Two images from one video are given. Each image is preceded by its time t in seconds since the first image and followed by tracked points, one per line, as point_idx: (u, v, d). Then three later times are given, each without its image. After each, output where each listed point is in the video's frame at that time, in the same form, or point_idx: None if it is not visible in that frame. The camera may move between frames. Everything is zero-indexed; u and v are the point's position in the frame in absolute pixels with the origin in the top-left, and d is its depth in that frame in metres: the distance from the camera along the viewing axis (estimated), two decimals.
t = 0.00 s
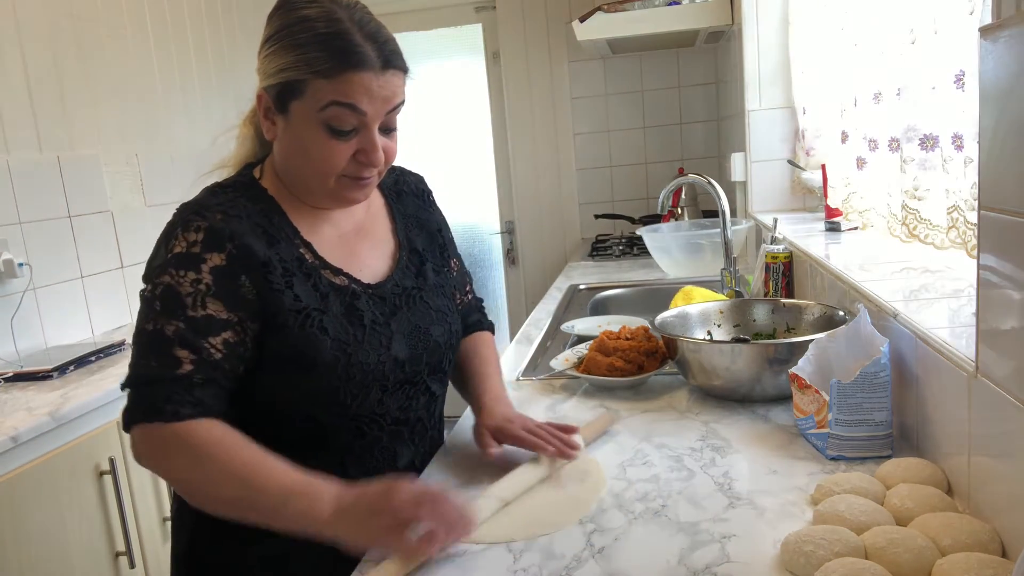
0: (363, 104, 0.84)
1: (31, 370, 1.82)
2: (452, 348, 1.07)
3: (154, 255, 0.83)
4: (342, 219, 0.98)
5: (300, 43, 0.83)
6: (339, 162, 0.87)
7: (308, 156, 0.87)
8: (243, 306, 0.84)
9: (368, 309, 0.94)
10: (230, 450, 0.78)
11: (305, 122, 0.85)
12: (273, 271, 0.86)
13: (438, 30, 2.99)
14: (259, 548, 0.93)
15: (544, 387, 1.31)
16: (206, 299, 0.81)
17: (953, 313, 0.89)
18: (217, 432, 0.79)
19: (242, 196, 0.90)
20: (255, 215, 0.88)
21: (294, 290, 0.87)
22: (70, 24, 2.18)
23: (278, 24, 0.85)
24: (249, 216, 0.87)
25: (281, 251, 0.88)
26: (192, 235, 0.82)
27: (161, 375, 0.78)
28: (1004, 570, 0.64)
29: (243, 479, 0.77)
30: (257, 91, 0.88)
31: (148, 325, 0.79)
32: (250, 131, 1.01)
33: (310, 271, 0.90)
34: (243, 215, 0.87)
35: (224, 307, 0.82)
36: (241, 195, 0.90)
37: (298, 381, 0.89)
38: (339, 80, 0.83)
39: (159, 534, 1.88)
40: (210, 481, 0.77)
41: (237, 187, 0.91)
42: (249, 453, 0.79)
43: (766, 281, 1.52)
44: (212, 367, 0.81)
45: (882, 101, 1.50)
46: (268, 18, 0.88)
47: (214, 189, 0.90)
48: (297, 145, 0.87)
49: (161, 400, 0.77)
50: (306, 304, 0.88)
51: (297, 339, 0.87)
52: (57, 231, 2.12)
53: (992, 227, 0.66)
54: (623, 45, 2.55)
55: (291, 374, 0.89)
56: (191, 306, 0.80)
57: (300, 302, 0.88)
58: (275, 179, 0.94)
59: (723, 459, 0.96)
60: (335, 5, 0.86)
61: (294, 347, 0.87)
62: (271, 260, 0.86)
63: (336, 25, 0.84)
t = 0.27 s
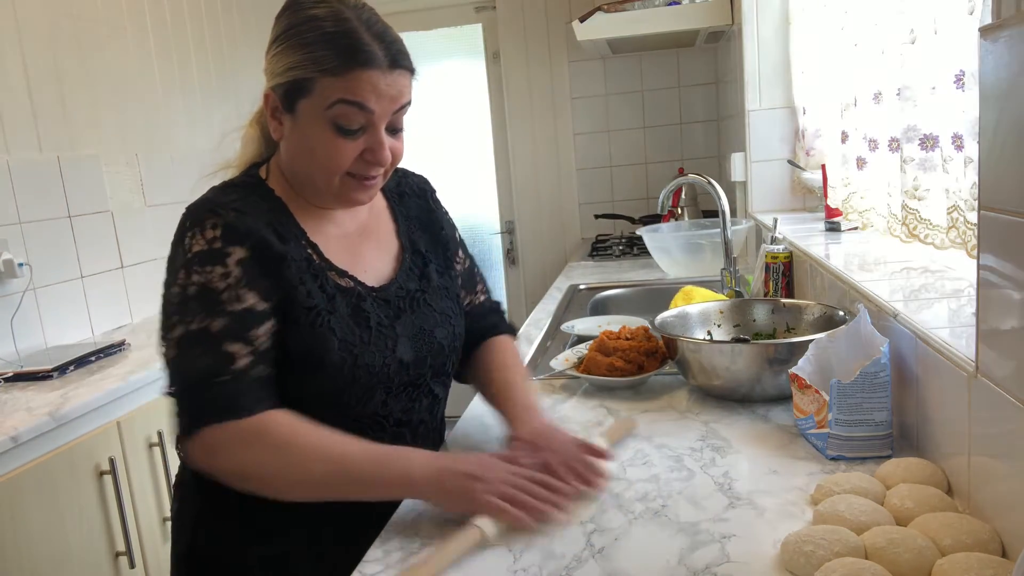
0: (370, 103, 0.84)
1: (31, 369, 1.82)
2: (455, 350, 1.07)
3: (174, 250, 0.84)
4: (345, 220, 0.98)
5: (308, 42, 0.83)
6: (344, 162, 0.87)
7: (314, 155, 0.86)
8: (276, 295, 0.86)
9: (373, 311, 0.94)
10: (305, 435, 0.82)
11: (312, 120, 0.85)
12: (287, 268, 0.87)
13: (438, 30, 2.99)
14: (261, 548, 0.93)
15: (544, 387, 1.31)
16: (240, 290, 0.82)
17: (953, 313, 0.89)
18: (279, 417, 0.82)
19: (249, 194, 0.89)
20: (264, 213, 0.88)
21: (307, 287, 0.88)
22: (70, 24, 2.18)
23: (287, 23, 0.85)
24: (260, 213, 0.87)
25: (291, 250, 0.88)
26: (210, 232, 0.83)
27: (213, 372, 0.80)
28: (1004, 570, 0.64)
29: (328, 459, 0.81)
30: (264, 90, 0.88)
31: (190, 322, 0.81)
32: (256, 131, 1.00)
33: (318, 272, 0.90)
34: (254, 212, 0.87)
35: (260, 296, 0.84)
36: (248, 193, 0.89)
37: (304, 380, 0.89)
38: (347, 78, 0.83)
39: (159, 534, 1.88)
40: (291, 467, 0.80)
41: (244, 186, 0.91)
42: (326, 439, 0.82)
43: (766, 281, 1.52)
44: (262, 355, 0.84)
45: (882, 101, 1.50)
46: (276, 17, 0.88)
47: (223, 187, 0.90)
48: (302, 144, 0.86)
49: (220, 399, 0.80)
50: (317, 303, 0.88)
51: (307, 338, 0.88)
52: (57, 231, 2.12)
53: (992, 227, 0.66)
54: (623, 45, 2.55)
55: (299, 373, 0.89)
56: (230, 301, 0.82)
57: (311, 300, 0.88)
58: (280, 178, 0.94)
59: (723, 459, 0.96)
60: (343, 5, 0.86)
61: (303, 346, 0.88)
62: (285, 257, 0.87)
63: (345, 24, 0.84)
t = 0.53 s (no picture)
0: (368, 101, 0.84)
1: (31, 370, 1.82)
2: (454, 348, 1.07)
3: (177, 247, 0.84)
4: (344, 219, 0.98)
5: (307, 42, 0.83)
6: (344, 161, 0.87)
7: (313, 154, 0.86)
8: (281, 291, 0.86)
9: (372, 310, 0.94)
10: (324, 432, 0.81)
11: (311, 120, 0.85)
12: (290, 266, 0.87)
13: (438, 30, 2.98)
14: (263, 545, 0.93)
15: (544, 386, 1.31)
16: (246, 282, 0.82)
17: (953, 313, 0.89)
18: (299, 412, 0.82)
19: (251, 193, 0.89)
20: (266, 210, 0.88)
21: (310, 285, 0.88)
22: (71, 24, 2.18)
23: (286, 23, 0.85)
24: (261, 212, 0.87)
25: (293, 248, 0.88)
26: (214, 229, 0.83)
27: (223, 365, 0.80)
28: (1004, 570, 0.64)
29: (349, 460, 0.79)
30: (263, 90, 0.88)
31: (198, 318, 0.81)
32: (254, 132, 1.01)
33: (317, 271, 0.90)
34: (256, 210, 0.87)
35: (265, 290, 0.84)
36: (247, 192, 0.89)
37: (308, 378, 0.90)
38: (346, 78, 0.83)
39: (160, 534, 1.88)
40: (305, 468, 0.79)
41: (246, 184, 0.91)
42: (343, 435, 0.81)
43: (766, 281, 1.52)
44: (272, 348, 0.83)
45: (882, 101, 1.50)
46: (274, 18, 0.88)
47: (224, 186, 0.90)
48: (301, 143, 0.86)
49: (235, 391, 0.80)
50: (316, 302, 0.88)
51: (307, 337, 0.88)
52: (57, 231, 2.12)
53: (992, 227, 0.66)
54: (623, 45, 2.55)
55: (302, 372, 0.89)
56: (236, 292, 0.81)
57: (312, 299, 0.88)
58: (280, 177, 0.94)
59: (723, 459, 0.96)
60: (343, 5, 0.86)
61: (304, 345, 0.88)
62: (288, 255, 0.87)
63: (344, 24, 0.84)
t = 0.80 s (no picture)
0: (369, 104, 0.85)
1: (31, 370, 1.82)
2: (453, 348, 1.07)
3: (148, 248, 0.83)
4: (343, 220, 0.98)
5: (305, 43, 0.83)
6: (344, 164, 0.87)
7: (313, 156, 0.86)
8: (225, 312, 0.82)
9: (370, 310, 0.94)
10: (179, 436, 0.79)
11: (310, 121, 0.85)
12: (268, 277, 0.86)
13: (438, 30, 2.98)
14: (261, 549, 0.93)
15: (544, 386, 1.31)
16: (186, 296, 0.80)
17: (953, 313, 0.89)
18: (175, 415, 0.79)
19: (244, 196, 0.89)
20: (256, 215, 0.88)
21: (290, 296, 0.87)
22: (70, 23, 2.18)
23: (283, 24, 0.85)
24: (251, 217, 0.87)
25: (281, 254, 0.88)
26: (187, 234, 0.82)
27: (126, 363, 0.78)
28: (1004, 570, 0.64)
29: (195, 464, 0.78)
30: (261, 91, 0.88)
31: (128, 313, 0.79)
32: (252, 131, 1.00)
33: (312, 272, 0.90)
34: (243, 217, 0.87)
35: (203, 309, 0.81)
36: (242, 196, 0.89)
37: (298, 384, 0.89)
38: (345, 80, 0.83)
39: (159, 534, 1.88)
40: (164, 468, 0.78)
41: (239, 187, 0.91)
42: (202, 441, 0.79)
43: (766, 281, 1.52)
44: (178, 363, 0.80)
45: (882, 101, 1.50)
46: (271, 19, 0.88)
47: (215, 190, 0.89)
48: (300, 146, 0.86)
49: (122, 387, 0.77)
50: (305, 308, 0.88)
51: (297, 343, 0.87)
52: (57, 230, 2.12)
53: (992, 227, 0.66)
54: (623, 45, 2.55)
55: (290, 379, 0.88)
56: (169, 301, 0.79)
57: (297, 307, 0.87)
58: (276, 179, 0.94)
59: (723, 459, 0.96)
60: (342, 7, 0.87)
61: (292, 352, 0.87)
62: (269, 265, 0.86)
63: (342, 25, 0.84)
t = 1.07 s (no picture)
0: (339, 98, 0.84)
1: (31, 370, 1.82)
2: (439, 347, 1.06)
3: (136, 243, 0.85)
4: (324, 218, 0.98)
5: (275, 40, 0.83)
6: (318, 159, 0.86)
7: (287, 153, 0.87)
8: (213, 302, 0.84)
9: (348, 310, 0.93)
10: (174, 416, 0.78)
11: (282, 118, 0.85)
12: (248, 271, 0.87)
13: (438, 30, 2.98)
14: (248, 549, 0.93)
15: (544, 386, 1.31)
16: (173, 285, 0.81)
17: (953, 313, 0.89)
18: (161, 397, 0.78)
19: (222, 195, 0.90)
20: (235, 213, 0.89)
21: (269, 291, 0.88)
22: (70, 23, 2.18)
23: (254, 22, 0.86)
24: (229, 215, 0.88)
25: (260, 252, 0.89)
26: (171, 229, 0.83)
27: (115, 350, 0.78)
28: (1004, 570, 0.64)
29: (194, 443, 0.77)
30: (236, 91, 0.89)
31: (118, 303, 0.81)
32: (233, 134, 1.01)
33: (289, 272, 0.90)
34: (223, 214, 0.88)
35: (191, 298, 0.82)
36: (221, 196, 0.90)
37: (277, 379, 0.90)
38: (313, 75, 0.83)
39: (160, 534, 1.88)
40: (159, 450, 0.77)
41: (219, 188, 0.92)
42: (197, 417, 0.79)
43: (766, 281, 1.52)
44: (169, 351, 0.81)
45: (883, 101, 1.50)
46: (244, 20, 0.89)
47: (196, 189, 0.91)
48: (275, 143, 0.87)
49: (110, 372, 0.77)
50: (283, 304, 0.88)
51: (274, 339, 0.87)
52: (57, 230, 2.12)
53: (992, 227, 0.66)
54: (623, 45, 2.55)
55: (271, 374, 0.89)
56: (159, 290, 0.81)
57: (276, 303, 0.88)
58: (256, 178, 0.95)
59: (723, 459, 0.96)
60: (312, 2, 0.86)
61: (269, 348, 0.87)
62: (248, 261, 0.87)
63: (312, 20, 0.84)
